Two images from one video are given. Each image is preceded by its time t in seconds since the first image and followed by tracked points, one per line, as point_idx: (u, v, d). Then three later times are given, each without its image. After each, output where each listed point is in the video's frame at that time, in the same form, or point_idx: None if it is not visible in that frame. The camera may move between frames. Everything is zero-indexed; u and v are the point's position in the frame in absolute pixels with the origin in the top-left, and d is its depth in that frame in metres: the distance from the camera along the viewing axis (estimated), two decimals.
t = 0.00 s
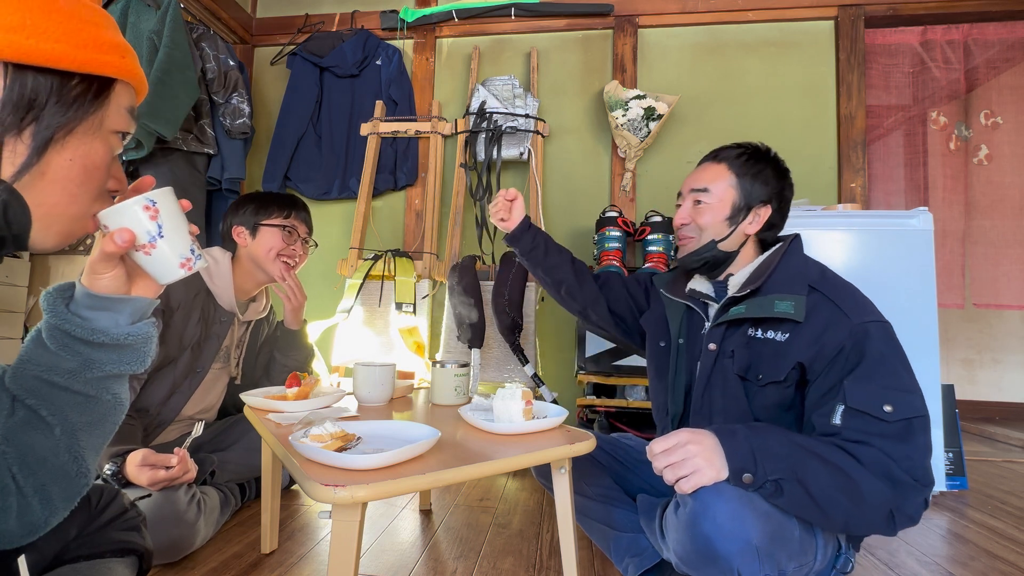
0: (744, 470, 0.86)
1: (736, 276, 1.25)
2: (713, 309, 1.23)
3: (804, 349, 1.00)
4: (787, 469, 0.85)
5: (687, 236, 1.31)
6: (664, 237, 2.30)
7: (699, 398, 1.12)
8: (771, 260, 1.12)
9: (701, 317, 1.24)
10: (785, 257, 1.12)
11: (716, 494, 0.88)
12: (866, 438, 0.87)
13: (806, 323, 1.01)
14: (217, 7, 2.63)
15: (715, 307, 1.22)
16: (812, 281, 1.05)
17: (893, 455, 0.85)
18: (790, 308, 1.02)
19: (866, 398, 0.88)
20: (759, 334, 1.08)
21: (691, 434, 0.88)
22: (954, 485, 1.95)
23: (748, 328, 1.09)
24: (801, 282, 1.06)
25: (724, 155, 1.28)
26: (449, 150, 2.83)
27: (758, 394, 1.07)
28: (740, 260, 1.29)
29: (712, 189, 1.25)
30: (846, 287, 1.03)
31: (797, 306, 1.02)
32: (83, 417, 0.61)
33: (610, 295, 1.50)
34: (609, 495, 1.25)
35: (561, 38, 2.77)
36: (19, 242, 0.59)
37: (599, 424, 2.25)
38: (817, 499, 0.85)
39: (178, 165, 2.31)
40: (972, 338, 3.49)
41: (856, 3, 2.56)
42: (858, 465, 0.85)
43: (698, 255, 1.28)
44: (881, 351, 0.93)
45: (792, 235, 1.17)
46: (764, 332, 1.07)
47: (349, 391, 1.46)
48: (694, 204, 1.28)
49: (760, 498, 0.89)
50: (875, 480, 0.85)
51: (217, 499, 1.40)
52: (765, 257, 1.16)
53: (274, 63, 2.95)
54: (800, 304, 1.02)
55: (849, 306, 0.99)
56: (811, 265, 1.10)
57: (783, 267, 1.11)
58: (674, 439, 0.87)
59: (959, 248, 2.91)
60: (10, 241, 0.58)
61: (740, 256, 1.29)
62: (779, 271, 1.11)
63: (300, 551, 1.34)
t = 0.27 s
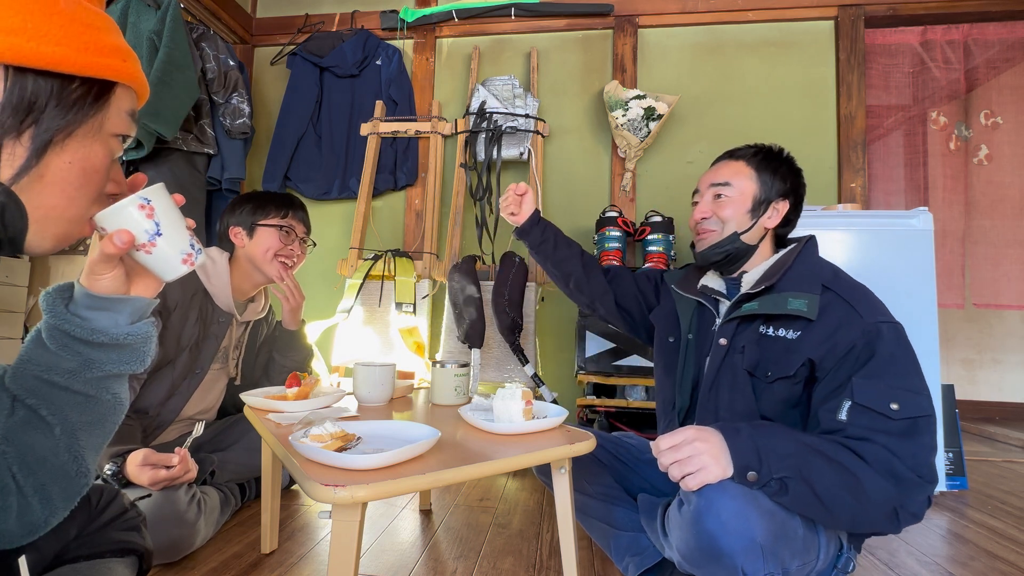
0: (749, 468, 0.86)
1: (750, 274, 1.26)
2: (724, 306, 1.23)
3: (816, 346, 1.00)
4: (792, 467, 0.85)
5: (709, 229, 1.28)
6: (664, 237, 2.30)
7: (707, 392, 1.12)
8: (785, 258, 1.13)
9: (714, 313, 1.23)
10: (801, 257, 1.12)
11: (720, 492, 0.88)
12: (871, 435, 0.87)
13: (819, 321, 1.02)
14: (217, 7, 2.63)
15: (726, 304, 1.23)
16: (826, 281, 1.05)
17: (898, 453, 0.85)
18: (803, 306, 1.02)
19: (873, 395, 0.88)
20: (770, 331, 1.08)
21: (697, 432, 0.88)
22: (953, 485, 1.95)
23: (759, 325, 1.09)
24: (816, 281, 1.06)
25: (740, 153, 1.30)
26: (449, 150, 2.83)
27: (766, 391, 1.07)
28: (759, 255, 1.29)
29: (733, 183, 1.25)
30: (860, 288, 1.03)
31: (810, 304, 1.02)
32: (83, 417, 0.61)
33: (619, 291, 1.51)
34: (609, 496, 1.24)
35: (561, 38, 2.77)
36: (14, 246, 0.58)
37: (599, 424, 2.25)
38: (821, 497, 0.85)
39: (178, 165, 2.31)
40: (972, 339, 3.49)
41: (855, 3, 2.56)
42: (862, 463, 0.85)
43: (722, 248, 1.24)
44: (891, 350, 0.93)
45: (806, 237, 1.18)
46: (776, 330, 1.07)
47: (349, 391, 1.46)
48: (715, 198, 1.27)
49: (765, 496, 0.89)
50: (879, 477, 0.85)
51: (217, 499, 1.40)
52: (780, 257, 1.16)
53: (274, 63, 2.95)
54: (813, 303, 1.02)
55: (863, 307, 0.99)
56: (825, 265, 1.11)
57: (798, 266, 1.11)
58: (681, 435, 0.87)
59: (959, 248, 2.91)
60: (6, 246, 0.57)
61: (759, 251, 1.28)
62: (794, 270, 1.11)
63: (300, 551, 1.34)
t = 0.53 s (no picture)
0: (751, 468, 0.86)
1: (760, 271, 1.25)
2: (730, 303, 1.25)
3: (822, 346, 1.00)
4: (795, 467, 0.85)
5: (717, 228, 1.27)
6: (664, 237, 2.29)
7: (711, 389, 1.12)
8: (794, 258, 1.13)
9: (719, 311, 1.26)
10: (811, 257, 1.12)
11: (722, 491, 0.88)
12: (875, 436, 0.87)
13: (827, 321, 1.02)
14: (217, 7, 2.63)
15: (734, 302, 1.24)
16: (835, 282, 1.05)
17: (901, 454, 0.86)
18: (812, 306, 1.02)
19: (878, 396, 0.88)
20: (776, 330, 1.08)
21: (701, 431, 0.88)
22: (954, 485, 1.95)
23: (766, 324, 1.09)
24: (825, 282, 1.06)
25: (747, 153, 1.30)
26: (449, 150, 2.82)
27: (771, 390, 1.07)
28: (769, 254, 1.29)
29: (741, 182, 1.25)
30: (869, 291, 1.03)
31: (818, 304, 1.02)
32: (84, 417, 0.61)
33: (623, 284, 1.52)
34: (609, 496, 1.24)
35: (561, 38, 2.77)
36: (15, 247, 0.58)
37: (599, 424, 2.25)
38: (823, 497, 0.85)
39: (178, 165, 2.31)
40: (972, 338, 3.49)
41: (855, 3, 2.56)
42: (866, 464, 0.85)
43: (730, 246, 1.25)
44: (899, 352, 0.93)
45: (817, 237, 1.17)
46: (782, 329, 1.07)
47: (349, 391, 1.46)
48: (723, 197, 1.27)
49: (767, 496, 0.89)
50: (882, 478, 0.85)
51: (217, 500, 1.40)
52: (789, 257, 1.17)
53: (274, 63, 2.95)
54: (822, 303, 1.02)
55: (872, 309, 0.99)
56: (834, 267, 1.11)
57: (806, 267, 1.11)
58: (685, 434, 0.87)
59: (959, 248, 2.91)
60: (4, 247, 0.57)
61: (767, 249, 1.27)
62: (804, 269, 1.11)
63: (299, 551, 1.34)
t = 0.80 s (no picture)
0: (750, 468, 0.86)
1: (762, 271, 1.25)
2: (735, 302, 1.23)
3: (825, 346, 1.00)
4: (795, 467, 0.85)
5: (720, 227, 1.27)
6: (664, 237, 2.29)
7: (713, 387, 1.12)
8: (799, 258, 1.13)
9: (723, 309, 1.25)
10: (815, 257, 1.12)
11: (721, 491, 0.88)
12: (876, 436, 0.87)
13: (829, 321, 1.02)
14: (217, 7, 2.63)
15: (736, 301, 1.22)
16: (839, 282, 1.05)
17: (901, 454, 0.86)
18: (814, 306, 1.02)
19: (879, 396, 0.88)
20: (779, 329, 1.08)
21: (701, 431, 0.88)
22: (954, 485, 1.95)
23: (768, 323, 1.09)
24: (828, 281, 1.06)
25: (752, 151, 1.30)
26: (449, 150, 2.82)
27: (772, 390, 1.07)
28: (773, 254, 1.29)
29: (745, 182, 1.25)
30: (873, 291, 1.03)
31: (821, 304, 1.02)
32: (84, 417, 0.61)
33: (625, 283, 1.52)
34: (608, 496, 1.24)
35: (561, 38, 2.77)
36: (15, 249, 0.58)
37: (599, 424, 2.25)
38: (822, 497, 0.85)
39: (178, 165, 2.31)
40: (972, 338, 3.49)
41: (855, 3, 2.56)
42: (865, 464, 0.85)
43: (734, 246, 1.25)
44: (902, 352, 0.93)
45: (820, 240, 1.17)
46: (785, 328, 1.07)
47: (348, 391, 1.46)
48: (727, 196, 1.27)
49: (766, 496, 0.89)
50: (881, 478, 0.85)
51: (217, 500, 1.40)
52: (794, 257, 1.17)
53: (274, 63, 2.95)
54: (825, 303, 1.02)
55: (875, 308, 0.98)
56: (838, 267, 1.10)
57: (811, 267, 1.11)
58: (684, 435, 0.88)
59: (959, 248, 2.91)
60: (6, 249, 0.57)
61: (770, 250, 1.28)
62: (808, 269, 1.11)
63: (300, 551, 1.34)
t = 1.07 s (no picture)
0: (751, 467, 0.86)
1: (766, 270, 1.25)
2: (736, 300, 1.25)
3: (827, 345, 1.00)
4: (797, 467, 0.85)
5: (723, 226, 1.28)
6: (664, 237, 2.29)
7: (715, 385, 1.12)
8: (803, 257, 1.12)
9: (725, 308, 1.25)
10: (819, 256, 1.12)
11: (721, 490, 0.88)
12: (878, 437, 0.87)
13: (833, 321, 1.01)
14: (217, 7, 2.63)
15: (740, 299, 1.24)
16: (842, 282, 1.05)
17: (904, 455, 0.86)
18: (818, 305, 1.02)
19: (882, 396, 0.88)
20: (782, 329, 1.08)
21: (704, 429, 0.87)
22: (954, 485, 1.95)
23: (771, 322, 1.09)
24: (832, 281, 1.06)
25: (756, 150, 1.29)
26: (449, 150, 2.82)
27: (775, 389, 1.07)
28: (776, 253, 1.29)
29: (748, 181, 1.25)
30: (877, 291, 1.02)
31: (824, 303, 1.02)
32: (84, 417, 0.61)
33: (625, 282, 1.51)
34: (608, 495, 1.24)
35: (561, 38, 2.77)
36: (19, 248, 0.58)
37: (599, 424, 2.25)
38: (824, 497, 0.85)
39: (178, 165, 2.31)
40: (972, 339, 3.49)
41: (855, 3, 2.56)
42: (868, 465, 0.85)
43: (736, 245, 1.24)
44: (906, 352, 0.92)
45: (826, 239, 1.16)
46: (788, 328, 1.07)
47: (349, 391, 1.46)
48: (730, 195, 1.27)
49: (767, 495, 0.89)
50: (884, 479, 0.85)
51: (217, 500, 1.40)
52: (798, 256, 1.16)
53: (274, 63, 2.95)
54: (828, 302, 1.02)
55: (879, 309, 0.98)
56: (842, 266, 1.10)
57: (814, 267, 1.10)
58: (685, 434, 0.86)
59: (959, 248, 2.91)
60: (9, 249, 0.58)
61: (773, 249, 1.28)
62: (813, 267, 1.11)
63: (300, 551, 1.34)
